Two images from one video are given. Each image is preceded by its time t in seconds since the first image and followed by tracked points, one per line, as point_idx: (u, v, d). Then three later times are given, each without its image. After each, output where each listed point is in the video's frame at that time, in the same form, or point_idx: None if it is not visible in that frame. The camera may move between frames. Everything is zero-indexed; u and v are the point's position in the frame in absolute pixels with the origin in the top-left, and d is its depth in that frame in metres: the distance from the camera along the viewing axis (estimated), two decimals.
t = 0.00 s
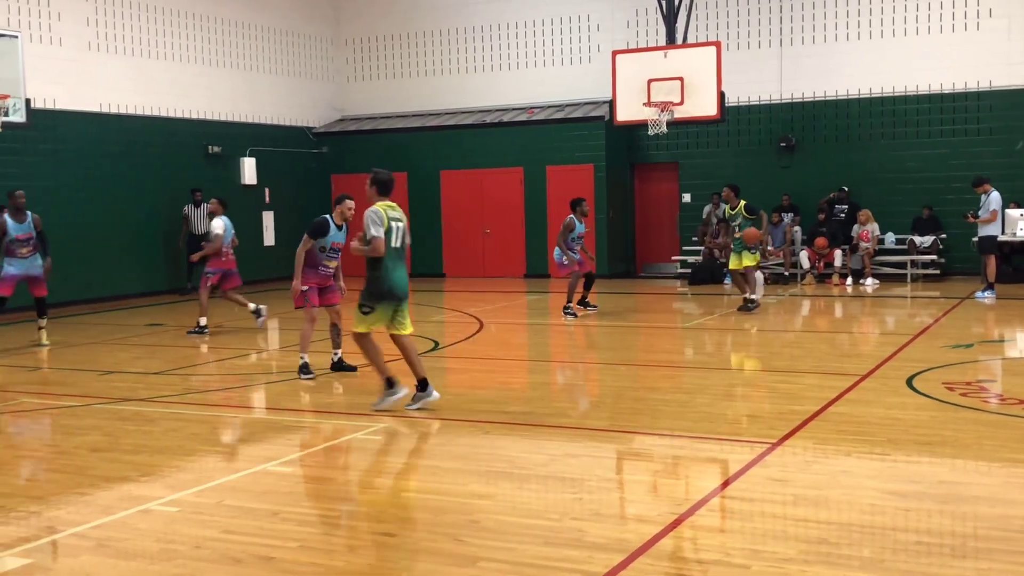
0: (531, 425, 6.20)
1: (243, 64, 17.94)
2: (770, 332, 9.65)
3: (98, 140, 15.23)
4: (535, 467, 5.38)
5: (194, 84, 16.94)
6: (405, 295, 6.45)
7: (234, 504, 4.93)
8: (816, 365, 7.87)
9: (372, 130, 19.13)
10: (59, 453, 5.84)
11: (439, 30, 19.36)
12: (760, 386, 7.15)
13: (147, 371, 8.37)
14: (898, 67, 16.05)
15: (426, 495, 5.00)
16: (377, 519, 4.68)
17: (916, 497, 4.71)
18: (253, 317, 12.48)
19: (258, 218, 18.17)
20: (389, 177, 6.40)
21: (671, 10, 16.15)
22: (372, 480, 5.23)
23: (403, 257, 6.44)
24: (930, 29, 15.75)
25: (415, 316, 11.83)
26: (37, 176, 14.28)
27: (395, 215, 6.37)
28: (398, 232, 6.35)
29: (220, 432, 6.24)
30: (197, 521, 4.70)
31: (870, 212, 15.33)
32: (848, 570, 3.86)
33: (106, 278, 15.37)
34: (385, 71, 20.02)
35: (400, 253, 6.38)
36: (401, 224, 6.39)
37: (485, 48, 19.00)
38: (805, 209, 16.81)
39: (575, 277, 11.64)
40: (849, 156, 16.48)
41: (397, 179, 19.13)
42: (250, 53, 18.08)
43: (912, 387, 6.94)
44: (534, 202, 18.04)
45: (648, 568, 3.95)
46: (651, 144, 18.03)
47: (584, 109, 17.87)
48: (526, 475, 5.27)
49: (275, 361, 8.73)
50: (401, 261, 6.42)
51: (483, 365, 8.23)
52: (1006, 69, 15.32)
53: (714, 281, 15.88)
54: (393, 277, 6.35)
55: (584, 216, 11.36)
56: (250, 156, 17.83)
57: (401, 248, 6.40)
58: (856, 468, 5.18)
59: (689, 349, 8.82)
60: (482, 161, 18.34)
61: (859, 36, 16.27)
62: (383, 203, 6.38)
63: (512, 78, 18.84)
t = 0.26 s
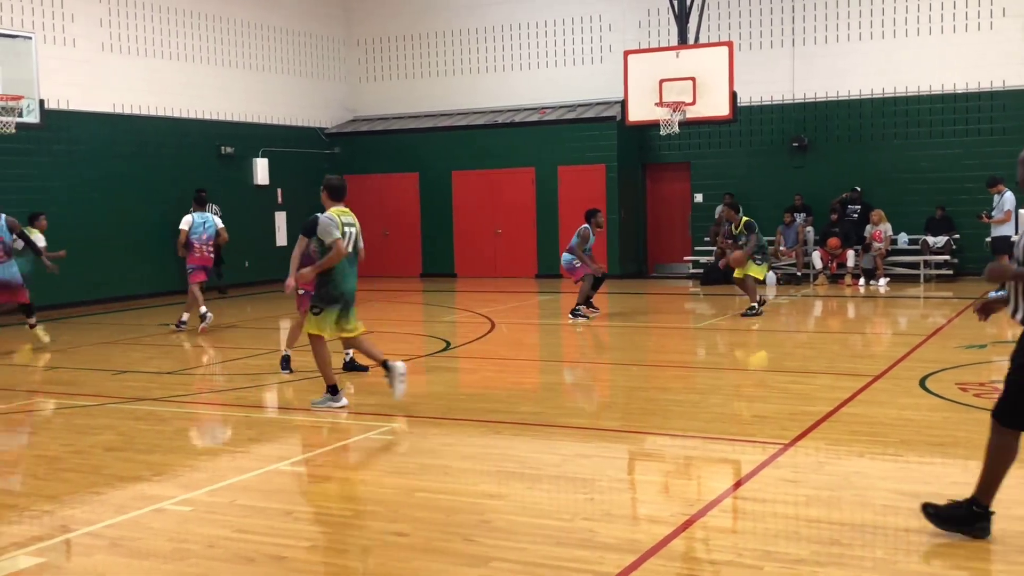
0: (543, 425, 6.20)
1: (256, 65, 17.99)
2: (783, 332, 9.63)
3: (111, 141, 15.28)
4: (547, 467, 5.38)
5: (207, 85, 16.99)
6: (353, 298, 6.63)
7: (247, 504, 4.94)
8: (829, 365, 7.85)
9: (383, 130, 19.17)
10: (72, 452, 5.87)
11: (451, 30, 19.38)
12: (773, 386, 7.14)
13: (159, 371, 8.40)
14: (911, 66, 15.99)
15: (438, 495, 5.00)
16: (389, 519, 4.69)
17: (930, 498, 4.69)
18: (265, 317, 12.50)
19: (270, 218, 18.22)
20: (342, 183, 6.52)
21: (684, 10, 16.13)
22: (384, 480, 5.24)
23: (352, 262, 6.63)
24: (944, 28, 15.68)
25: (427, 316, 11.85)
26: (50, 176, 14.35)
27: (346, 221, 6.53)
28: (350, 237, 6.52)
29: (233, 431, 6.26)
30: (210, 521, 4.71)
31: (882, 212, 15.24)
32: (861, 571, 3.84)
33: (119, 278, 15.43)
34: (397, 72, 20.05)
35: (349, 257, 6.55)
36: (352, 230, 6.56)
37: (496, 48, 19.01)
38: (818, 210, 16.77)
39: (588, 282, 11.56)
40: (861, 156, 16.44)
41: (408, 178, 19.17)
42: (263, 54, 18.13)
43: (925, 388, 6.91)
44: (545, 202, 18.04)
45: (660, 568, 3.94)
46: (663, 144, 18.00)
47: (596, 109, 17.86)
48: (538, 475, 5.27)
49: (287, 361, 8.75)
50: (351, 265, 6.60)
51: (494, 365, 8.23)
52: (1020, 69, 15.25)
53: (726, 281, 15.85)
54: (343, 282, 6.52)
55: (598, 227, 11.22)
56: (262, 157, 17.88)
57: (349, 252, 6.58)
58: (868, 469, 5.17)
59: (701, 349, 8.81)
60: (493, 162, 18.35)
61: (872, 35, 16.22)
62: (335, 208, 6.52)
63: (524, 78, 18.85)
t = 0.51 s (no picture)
0: (555, 425, 6.20)
1: (269, 65, 18.04)
2: (796, 332, 9.60)
3: (124, 140, 15.34)
4: (559, 467, 5.38)
5: (220, 85, 17.04)
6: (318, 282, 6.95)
7: (260, 503, 4.95)
8: (843, 365, 7.82)
9: (395, 130, 19.20)
10: (86, 451, 5.90)
11: (463, 30, 19.39)
12: (785, 386, 7.12)
13: (172, 370, 8.43)
14: (924, 66, 15.93)
15: (450, 495, 5.00)
16: (402, 518, 4.69)
17: (943, 499, 4.66)
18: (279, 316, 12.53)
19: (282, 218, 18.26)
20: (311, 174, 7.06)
21: (696, 10, 16.11)
22: (396, 479, 5.25)
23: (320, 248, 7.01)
24: (958, 27, 15.61)
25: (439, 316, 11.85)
26: (64, 176, 14.41)
27: (317, 208, 6.97)
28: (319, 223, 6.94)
29: (245, 430, 6.28)
30: (223, 519, 4.73)
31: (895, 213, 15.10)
32: (874, 572, 3.83)
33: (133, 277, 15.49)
34: (409, 72, 20.07)
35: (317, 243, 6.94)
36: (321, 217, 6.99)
37: (509, 48, 19.02)
38: (831, 210, 16.71)
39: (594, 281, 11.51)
40: (874, 155, 16.39)
41: (421, 178, 19.21)
42: (275, 54, 18.18)
43: (940, 388, 6.88)
44: (557, 202, 18.03)
45: (673, 569, 3.93)
46: (675, 143, 17.98)
47: (608, 109, 17.84)
48: (551, 474, 5.27)
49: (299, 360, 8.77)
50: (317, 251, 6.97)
51: (506, 365, 8.23)
52: None
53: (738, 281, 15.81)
54: (311, 263, 6.87)
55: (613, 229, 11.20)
56: (275, 157, 17.93)
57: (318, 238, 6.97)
58: (881, 470, 5.15)
59: (713, 349, 8.79)
60: (506, 161, 18.36)
61: (886, 35, 16.16)
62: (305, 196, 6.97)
63: (536, 78, 18.85)
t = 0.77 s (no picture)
0: (564, 425, 6.19)
1: (278, 65, 18.08)
2: (805, 332, 9.59)
3: (134, 140, 15.38)
4: (568, 467, 5.37)
5: (230, 85, 17.09)
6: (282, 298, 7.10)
7: (269, 502, 4.96)
8: (853, 366, 7.80)
9: (404, 130, 19.22)
10: (96, 450, 5.92)
11: (472, 30, 19.40)
12: (795, 386, 7.10)
13: (182, 369, 8.44)
14: (935, 65, 15.89)
15: (459, 494, 5.00)
16: (411, 517, 4.69)
17: (954, 500, 4.65)
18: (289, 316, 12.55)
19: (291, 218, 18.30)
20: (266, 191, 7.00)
21: (706, 9, 16.08)
22: (404, 478, 5.25)
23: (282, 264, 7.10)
24: (969, 26, 15.57)
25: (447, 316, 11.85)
26: (75, 176, 14.46)
27: (274, 226, 6.99)
28: (277, 241, 6.99)
29: (254, 429, 6.29)
30: (233, 518, 4.74)
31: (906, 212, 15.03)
32: (884, 572, 3.82)
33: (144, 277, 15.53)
34: (418, 72, 20.08)
35: (279, 261, 7.03)
36: (279, 235, 7.03)
37: (518, 48, 19.02)
38: (841, 210, 16.67)
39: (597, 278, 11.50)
40: (885, 155, 16.35)
41: (430, 178, 19.22)
42: (285, 54, 18.22)
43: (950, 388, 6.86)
44: (566, 202, 18.02)
45: (682, 569, 3.93)
46: (685, 143, 17.96)
47: (617, 108, 17.83)
48: (560, 474, 5.26)
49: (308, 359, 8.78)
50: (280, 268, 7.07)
51: (515, 365, 8.22)
52: None
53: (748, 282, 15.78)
54: (273, 282, 6.98)
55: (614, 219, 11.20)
56: (285, 156, 17.97)
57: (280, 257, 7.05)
58: (891, 470, 5.13)
59: (722, 349, 8.77)
60: (515, 161, 18.35)
61: (896, 34, 16.12)
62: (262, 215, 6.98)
63: (545, 78, 18.86)
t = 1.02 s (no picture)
0: (572, 425, 6.19)
1: (286, 65, 18.11)
2: (813, 332, 9.57)
3: (142, 140, 15.40)
4: (576, 467, 5.37)
5: (238, 85, 17.12)
6: (246, 286, 7.51)
7: (276, 502, 4.96)
8: (861, 366, 7.78)
9: (411, 129, 19.23)
10: (104, 449, 5.93)
11: (480, 30, 19.40)
12: (803, 386, 7.08)
13: (190, 369, 8.45)
14: (943, 65, 15.86)
15: (466, 494, 5.00)
16: (418, 517, 4.70)
17: (963, 501, 4.64)
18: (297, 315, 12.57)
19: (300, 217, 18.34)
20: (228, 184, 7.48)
21: (714, 8, 16.08)
22: (412, 478, 5.25)
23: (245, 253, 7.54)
24: (978, 26, 15.53)
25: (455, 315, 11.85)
26: (83, 176, 14.48)
27: (235, 216, 7.44)
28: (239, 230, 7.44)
29: (262, 429, 6.29)
30: (240, 518, 4.74)
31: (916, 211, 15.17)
32: (892, 573, 3.81)
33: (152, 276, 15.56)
34: (426, 71, 20.10)
35: (240, 250, 7.47)
36: (241, 224, 7.48)
37: (526, 48, 19.03)
38: (849, 210, 16.63)
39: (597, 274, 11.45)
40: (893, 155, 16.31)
41: (436, 178, 19.23)
42: (292, 53, 18.25)
43: (958, 388, 6.84)
44: (573, 202, 18.01)
45: (690, 569, 3.92)
46: (692, 143, 17.95)
47: (624, 108, 17.81)
48: (567, 474, 5.26)
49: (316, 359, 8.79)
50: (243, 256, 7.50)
51: (522, 364, 8.22)
52: None
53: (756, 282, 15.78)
54: (234, 269, 7.41)
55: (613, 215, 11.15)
56: (292, 156, 17.99)
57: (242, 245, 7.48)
58: (899, 471, 5.12)
59: (730, 349, 8.76)
60: (521, 161, 18.35)
61: (904, 33, 16.09)
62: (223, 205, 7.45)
63: (553, 78, 18.86)
